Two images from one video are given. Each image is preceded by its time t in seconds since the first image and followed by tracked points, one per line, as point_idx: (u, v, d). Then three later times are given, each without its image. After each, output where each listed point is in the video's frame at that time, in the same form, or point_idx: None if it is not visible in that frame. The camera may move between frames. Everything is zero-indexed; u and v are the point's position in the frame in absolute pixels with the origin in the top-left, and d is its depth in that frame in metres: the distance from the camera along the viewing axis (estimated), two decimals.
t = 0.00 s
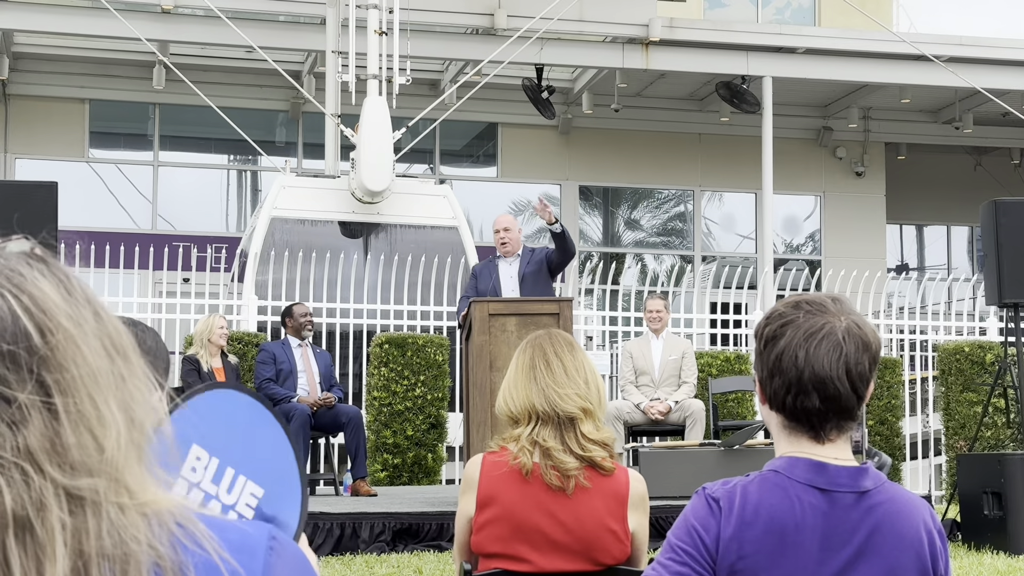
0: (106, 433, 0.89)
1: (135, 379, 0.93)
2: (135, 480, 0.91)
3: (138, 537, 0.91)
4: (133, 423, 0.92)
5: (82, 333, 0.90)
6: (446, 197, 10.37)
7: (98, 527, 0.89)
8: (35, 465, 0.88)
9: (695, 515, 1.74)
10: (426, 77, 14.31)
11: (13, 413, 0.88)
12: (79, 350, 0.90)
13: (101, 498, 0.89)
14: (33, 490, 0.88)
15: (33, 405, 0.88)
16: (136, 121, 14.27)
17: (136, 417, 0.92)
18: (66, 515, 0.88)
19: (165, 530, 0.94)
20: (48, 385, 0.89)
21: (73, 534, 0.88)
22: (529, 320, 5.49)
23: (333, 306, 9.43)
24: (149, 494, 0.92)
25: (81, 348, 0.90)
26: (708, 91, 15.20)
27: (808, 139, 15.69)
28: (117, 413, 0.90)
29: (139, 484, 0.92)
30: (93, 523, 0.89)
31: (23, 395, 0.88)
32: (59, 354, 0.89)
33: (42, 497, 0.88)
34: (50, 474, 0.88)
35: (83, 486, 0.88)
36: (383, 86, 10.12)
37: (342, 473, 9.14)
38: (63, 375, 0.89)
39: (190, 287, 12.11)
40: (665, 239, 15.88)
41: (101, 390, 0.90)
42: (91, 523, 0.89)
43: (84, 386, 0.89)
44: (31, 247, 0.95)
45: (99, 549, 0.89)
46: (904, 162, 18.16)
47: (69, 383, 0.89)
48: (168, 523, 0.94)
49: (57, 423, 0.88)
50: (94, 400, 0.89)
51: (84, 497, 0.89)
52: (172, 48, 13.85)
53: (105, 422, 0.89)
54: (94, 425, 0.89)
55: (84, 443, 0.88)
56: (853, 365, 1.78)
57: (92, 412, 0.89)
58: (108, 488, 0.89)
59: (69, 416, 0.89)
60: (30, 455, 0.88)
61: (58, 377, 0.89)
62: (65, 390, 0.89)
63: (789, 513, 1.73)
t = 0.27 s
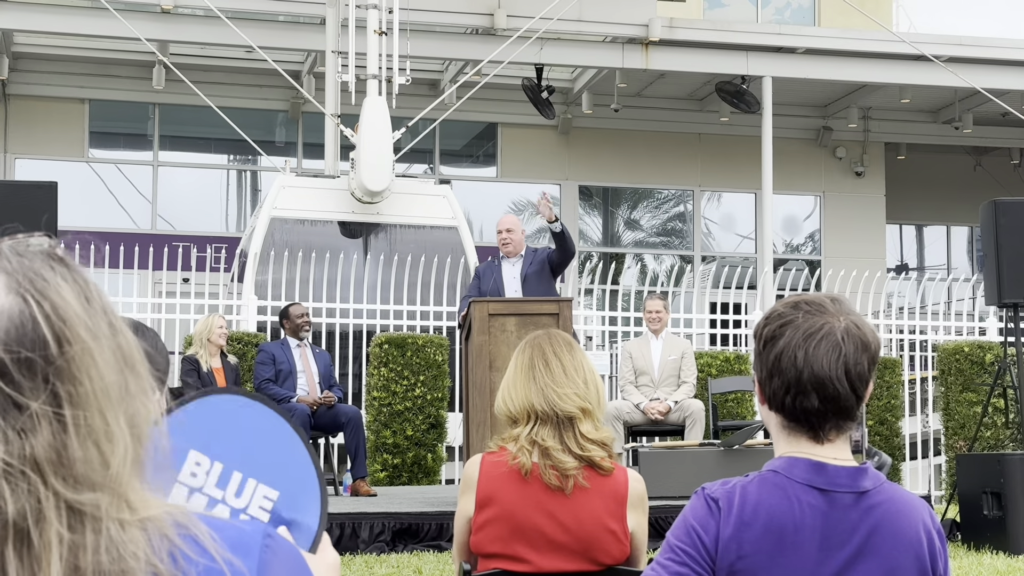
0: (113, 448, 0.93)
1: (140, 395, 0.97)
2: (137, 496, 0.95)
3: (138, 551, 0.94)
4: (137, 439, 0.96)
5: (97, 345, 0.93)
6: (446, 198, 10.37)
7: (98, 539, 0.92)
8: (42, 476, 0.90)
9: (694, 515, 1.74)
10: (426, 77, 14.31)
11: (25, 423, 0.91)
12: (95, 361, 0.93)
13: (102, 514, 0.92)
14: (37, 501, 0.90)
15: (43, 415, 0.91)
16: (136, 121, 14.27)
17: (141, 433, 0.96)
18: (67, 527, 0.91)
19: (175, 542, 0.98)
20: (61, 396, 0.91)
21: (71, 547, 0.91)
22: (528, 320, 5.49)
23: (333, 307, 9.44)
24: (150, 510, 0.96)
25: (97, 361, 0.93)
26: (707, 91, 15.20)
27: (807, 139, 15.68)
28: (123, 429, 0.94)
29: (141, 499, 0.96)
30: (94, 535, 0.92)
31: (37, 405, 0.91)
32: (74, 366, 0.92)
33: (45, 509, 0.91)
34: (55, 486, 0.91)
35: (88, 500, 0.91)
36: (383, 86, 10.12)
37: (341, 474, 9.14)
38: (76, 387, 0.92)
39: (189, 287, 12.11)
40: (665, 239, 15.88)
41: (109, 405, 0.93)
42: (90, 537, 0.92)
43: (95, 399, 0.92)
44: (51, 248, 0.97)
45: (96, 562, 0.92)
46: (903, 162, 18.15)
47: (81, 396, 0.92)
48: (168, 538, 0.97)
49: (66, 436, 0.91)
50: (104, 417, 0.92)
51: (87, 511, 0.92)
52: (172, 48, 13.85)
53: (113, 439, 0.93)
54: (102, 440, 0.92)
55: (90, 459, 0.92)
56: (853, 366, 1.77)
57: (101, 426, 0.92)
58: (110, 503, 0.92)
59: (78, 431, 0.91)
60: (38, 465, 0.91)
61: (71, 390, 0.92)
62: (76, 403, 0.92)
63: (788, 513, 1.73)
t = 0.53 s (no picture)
0: (117, 443, 0.93)
1: (146, 394, 0.97)
2: (138, 494, 0.95)
3: (136, 547, 0.94)
4: (141, 436, 0.96)
5: (108, 340, 0.94)
6: (445, 197, 10.37)
7: (97, 533, 0.92)
8: (46, 464, 0.90)
9: (692, 515, 1.74)
10: (425, 76, 14.31)
11: (33, 412, 0.91)
12: (104, 356, 0.93)
13: (104, 506, 0.92)
14: (39, 490, 0.91)
15: (51, 404, 0.91)
16: (135, 121, 14.27)
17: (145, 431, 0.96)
18: (68, 518, 0.91)
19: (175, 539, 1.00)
20: (69, 386, 0.92)
21: (70, 537, 0.91)
22: (527, 320, 5.48)
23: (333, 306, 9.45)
24: (150, 508, 0.96)
25: (106, 355, 0.93)
26: (707, 91, 15.20)
27: (807, 138, 15.68)
28: (129, 426, 0.94)
29: (142, 498, 0.96)
30: (94, 527, 0.92)
31: (45, 393, 0.91)
32: (83, 358, 0.92)
33: (47, 498, 0.91)
34: (59, 476, 0.91)
35: (89, 493, 0.91)
36: (383, 86, 10.11)
37: (340, 473, 9.14)
38: (85, 377, 0.92)
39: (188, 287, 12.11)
40: (664, 239, 15.89)
41: (116, 399, 0.93)
42: (90, 529, 0.92)
43: (103, 391, 0.92)
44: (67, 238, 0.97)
45: (97, 552, 0.92)
46: (903, 161, 18.15)
47: (89, 387, 0.92)
48: (165, 536, 0.98)
49: (72, 427, 0.91)
50: (110, 410, 0.92)
51: (87, 502, 0.92)
52: (171, 48, 13.84)
53: (118, 432, 0.93)
54: (106, 435, 0.92)
55: (94, 451, 0.92)
56: (851, 366, 1.77)
57: (106, 420, 0.92)
58: (111, 496, 0.92)
59: (84, 421, 0.92)
60: (43, 453, 0.91)
61: (78, 381, 0.92)
62: (84, 394, 0.92)
63: (786, 513, 1.73)
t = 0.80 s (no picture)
0: (125, 451, 0.97)
1: (157, 403, 1.01)
2: (144, 501, 0.99)
3: (141, 552, 0.97)
4: (148, 444, 1.00)
5: (123, 349, 0.98)
6: (445, 197, 10.37)
7: (101, 536, 0.96)
8: (53, 467, 0.95)
9: (692, 514, 1.74)
10: (425, 76, 14.31)
11: (42, 413, 0.95)
12: (116, 363, 0.97)
13: (109, 510, 0.96)
14: (45, 490, 0.95)
15: (60, 407, 0.95)
16: (135, 121, 14.27)
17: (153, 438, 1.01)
18: (73, 521, 0.95)
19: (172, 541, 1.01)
20: (79, 390, 0.96)
21: (75, 540, 0.95)
22: (527, 320, 5.48)
23: (333, 306, 9.46)
24: (156, 514, 0.99)
25: (119, 363, 0.98)
26: (706, 90, 15.20)
27: (806, 138, 15.68)
28: (138, 433, 0.98)
29: (148, 504, 0.99)
30: (97, 531, 0.96)
31: (54, 396, 0.95)
32: (97, 363, 0.96)
33: (53, 499, 0.95)
34: (65, 479, 0.95)
35: (94, 496, 0.95)
36: (382, 86, 10.11)
37: (340, 473, 9.14)
38: (96, 383, 0.96)
39: (187, 287, 12.11)
40: (664, 238, 15.89)
41: (125, 405, 0.98)
42: (95, 533, 0.96)
43: (114, 397, 0.97)
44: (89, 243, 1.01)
45: (100, 555, 0.96)
46: (902, 161, 18.16)
47: (99, 394, 0.96)
48: (170, 544, 1.01)
49: (80, 430, 0.96)
50: (119, 417, 0.97)
51: (92, 505, 0.95)
52: (171, 48, 13.83)
53: (127, 441, 0.97)
54: (115, 443, 0.97)
55: (102, 457, 0.96)
56: (851, 365, 1.77)
57: (116, 427, 0.97)
58: (116, 502, 0.96)
59: (92, 427, 0.96)
60: (49, 456, 0.95)
61: (89, 387, 0.96)
62: (94, 400, 0.96)
63: (786, 512, 1.73)
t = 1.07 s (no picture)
0: (119, 457, 0.98)
1: (154, 410, 1.03)
2: (138, 506, 0.99)
3: (135, 557, 0.97)
4: (144, 449, 1.01)
5: (119, 357, 1.00)
6: (444, 196, 10.38)
7: (94, 540, 0.96)
8: (47, 472, 0.96)
9: (692, 513, 1.74)
10: (424, 75, 14.31)
11: (36, 416, 0.96)
12: (111, 370, 0.99)
13: (102, 515, 0.97)
14: (37, 493, 0.96)
15: (53, 412, 0.96)
16: (134, 121, 14.27)
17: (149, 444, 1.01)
18: (68, 524, 0.96)
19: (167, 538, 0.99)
20: (73, 396, 0.97)
21: (70, 543, 0.96)
22: (526, 319, 5.48)
23: (333, 305, 9.47)
24: (151, 521, 0.99)
25: (115, 370, 0.99)
26: (706, 89, 15.19)
27: (806, 137, 15.68)
28: (132, 440, 0.99)
29: (142, 509, 0.99)
30: (90, 535, 0.96)
31: (47, 400, 0.96)
32: (92, 369, 0.98)
33: (45, 502, 0.96)
34: (58, 482, 0.96)
35: (87, 500, 0.96)
36: (382, 85, 10.11)
37: (340, 472, 9.15)
38: (91, 390, 0.98)
39: (186, 287, 12.10)
40: (663, 238, 15.89)
41: (120, 412, 0.99)
42: (89, 537, 0.96)
43: (108, 403, 0.98)
44: (88, 248, 1.03)
45: (94, 560, 0.96)
46: (902, 160, 18.17)
47: (94, 400, 0.98)
48: (166, 551, 0.99)
49: (73, 436, 0.97)
50: (112, 424, 0.98)
51: (86, 509, 0.96)
52: (170, 48, 13.83)
53: (122, 448, 0.98)
54: (109, 449, 0.98)
55: (96, 462, 0.97)
56: (851, 364, 1.77)
57: (110, 433, 0.98)
58: (109, 506, 0.97)
59: (86, 433, 0.97)
60: (41, 459, 0.96)
61: (83, 393, 0.97)
62: (88, 406, 0.97)
63: (786, 511, 1.73)
